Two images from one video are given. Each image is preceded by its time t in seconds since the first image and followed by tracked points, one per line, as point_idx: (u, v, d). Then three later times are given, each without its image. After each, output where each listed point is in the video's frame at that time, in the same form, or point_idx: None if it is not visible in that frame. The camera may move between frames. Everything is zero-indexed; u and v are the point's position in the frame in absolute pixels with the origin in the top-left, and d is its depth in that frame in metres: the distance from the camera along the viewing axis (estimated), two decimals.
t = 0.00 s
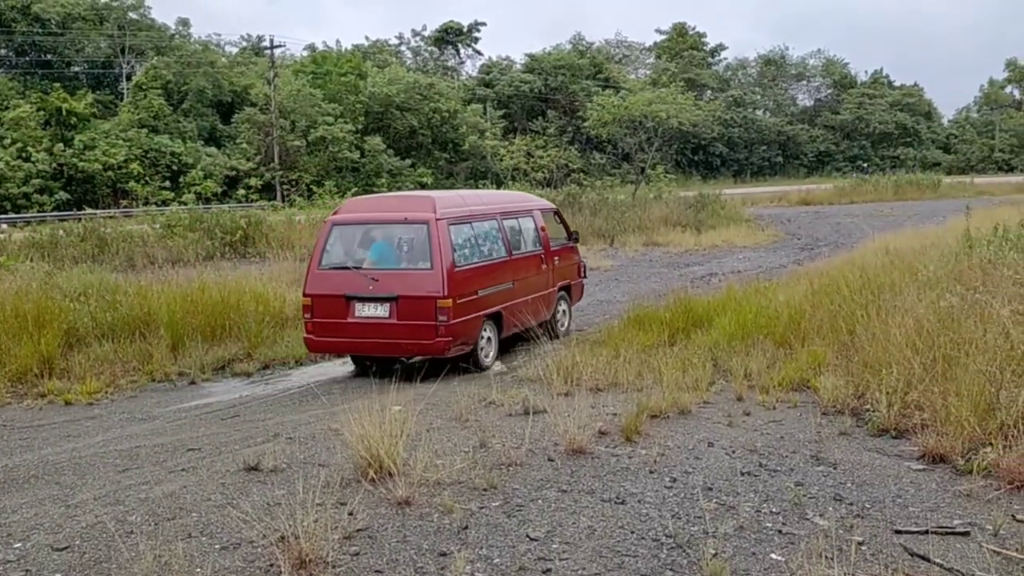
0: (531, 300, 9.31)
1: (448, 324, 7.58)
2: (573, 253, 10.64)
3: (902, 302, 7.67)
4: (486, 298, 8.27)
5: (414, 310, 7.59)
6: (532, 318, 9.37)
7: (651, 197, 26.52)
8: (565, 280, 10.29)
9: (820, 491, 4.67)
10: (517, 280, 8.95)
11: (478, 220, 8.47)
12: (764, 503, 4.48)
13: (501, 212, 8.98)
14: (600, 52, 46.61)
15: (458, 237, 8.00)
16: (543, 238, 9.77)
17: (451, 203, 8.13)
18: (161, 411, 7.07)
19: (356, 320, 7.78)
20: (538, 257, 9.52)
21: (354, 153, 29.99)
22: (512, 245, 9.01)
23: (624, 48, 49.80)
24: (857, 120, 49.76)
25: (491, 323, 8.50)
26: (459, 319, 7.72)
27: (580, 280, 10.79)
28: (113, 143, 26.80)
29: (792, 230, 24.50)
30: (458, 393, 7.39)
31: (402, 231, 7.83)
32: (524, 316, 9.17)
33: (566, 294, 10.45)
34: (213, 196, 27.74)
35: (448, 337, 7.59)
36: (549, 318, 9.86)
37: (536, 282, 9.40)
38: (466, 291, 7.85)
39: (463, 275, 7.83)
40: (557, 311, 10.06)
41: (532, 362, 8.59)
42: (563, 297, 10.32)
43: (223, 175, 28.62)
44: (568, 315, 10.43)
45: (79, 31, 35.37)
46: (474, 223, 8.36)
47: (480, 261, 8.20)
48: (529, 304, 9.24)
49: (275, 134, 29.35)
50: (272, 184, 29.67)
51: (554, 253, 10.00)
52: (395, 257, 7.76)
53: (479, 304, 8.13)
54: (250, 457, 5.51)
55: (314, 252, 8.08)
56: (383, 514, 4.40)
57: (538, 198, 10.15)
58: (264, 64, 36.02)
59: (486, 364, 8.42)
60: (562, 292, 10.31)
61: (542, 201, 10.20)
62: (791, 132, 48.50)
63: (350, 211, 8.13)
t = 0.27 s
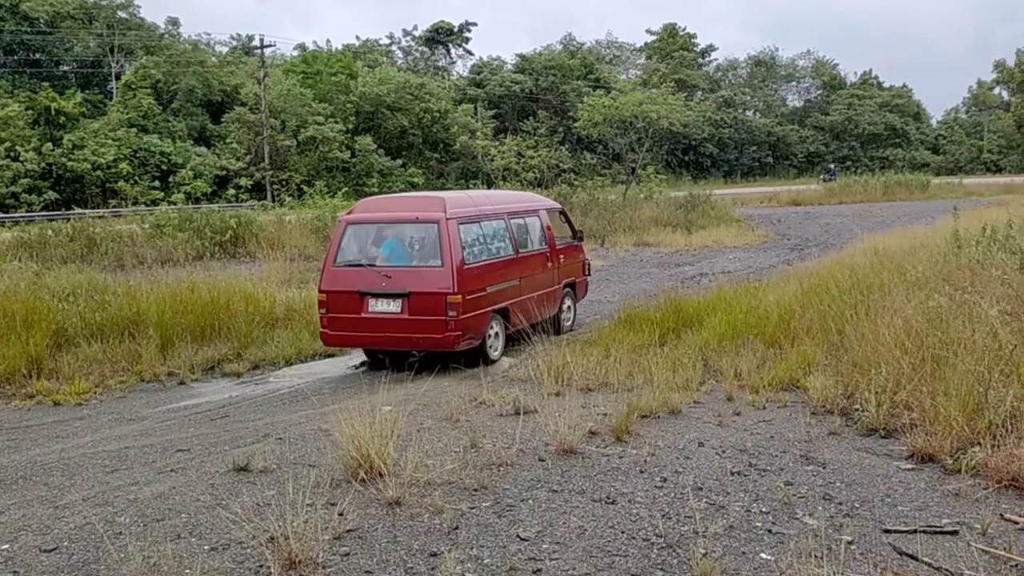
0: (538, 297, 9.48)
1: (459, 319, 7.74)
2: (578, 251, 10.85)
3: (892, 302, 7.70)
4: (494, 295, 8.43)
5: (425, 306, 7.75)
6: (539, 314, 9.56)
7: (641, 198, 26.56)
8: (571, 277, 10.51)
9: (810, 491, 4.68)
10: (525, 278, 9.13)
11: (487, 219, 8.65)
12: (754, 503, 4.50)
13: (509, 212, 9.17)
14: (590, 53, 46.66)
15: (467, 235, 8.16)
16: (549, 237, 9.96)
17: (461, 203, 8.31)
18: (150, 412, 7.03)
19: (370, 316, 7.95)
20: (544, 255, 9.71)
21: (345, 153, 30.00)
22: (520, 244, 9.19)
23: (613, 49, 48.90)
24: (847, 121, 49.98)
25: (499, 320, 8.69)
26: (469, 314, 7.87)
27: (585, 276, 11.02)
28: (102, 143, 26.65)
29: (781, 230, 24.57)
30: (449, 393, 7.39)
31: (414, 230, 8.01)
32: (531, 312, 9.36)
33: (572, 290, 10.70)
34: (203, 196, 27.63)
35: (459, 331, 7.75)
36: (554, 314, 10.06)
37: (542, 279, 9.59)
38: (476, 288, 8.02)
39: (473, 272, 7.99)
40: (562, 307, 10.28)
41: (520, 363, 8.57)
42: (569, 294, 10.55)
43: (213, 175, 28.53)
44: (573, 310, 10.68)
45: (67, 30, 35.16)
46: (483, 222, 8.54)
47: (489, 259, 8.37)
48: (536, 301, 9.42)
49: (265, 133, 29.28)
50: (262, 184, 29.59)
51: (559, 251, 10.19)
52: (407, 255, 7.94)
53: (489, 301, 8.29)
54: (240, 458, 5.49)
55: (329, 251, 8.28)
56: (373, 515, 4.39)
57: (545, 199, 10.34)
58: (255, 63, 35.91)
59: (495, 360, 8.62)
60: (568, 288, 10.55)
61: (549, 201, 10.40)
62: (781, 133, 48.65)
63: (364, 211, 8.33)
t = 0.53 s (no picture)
0: (543, 296, 9.80)
1: (469, 316, 8.06)
2: (583, 252, 11.17)
3: (881, 305, 7.73)
4: (503, 293, 8.76)
5: (438, 302, 8.07)
6: (544, 312, 9.87)
7: (633, 200, 26.59)
8: (577, 277, 10.82)
9: (800, 493, 4.69)
10: (531, 277, 9.45)
11: (497, 221, 8.98)
12: (744, 506, 4.50)
13: (517, 213, 9.49)
14: (582, 56, 46.70)
15: (478, 236, 8.49)
16: (555, 238, 10.28)
17: (472, 205, 8.64)
18: (140, 415, 7.00)
19: (384, 311, 8.26)
20: (550, 256, 10.02)
21: (337, 155, 30.04)
22: (527, 245, 9.50)
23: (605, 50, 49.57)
24: (837, 124, 50.16)
25: (506, 319, 8.98)
26: (479, 311, 8.19)
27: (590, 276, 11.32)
28: (92, 145, 26.51)
29: (772, 233, 24.63)
30: (440, 396, 7.38)
31: (427, 230, 8.33)
32: (537, 310, 9.67)
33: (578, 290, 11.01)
34: (193, 199, 27.49)
35: (468, 327, 8.07)
36: (559, 314, 10.37)
37: (548, 279, 9.91)
38: (485, 287, 8.34)
39: (483, 271, 8.32)
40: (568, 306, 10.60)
41: (509, 366, 8.57)
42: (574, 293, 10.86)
43: (203, 177, 28.39)
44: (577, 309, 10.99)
45: (57, 32, 34.98)
46: (493, 223, 8.86)
47: (498, 258, 8.70)
48: (541, 300, 9.74)
49: (256, 136, 29.17)
50: (252, 186, 29.46)
51: (565, 253, 10.50)
52: (420, 254, 8.25)
53: (497, 299, 8.62)
54: (230, 461, 5.47)
55: (345, 247, 8.58)
56: (363, 518, 4.38)
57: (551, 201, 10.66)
58: (245, 66, 35.79)
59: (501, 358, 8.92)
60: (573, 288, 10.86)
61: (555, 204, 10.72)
62: (771, 136, 48.79)
63: (379, 210, 8.64)
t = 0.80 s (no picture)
0: (550, 300, 10.03)
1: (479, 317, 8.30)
2: (591, 257, 11.40)
3: (872, 312, 7.76)
4: (511, 296, 8.99)
5: (448, 304, 8.32)
6: (550, 315, 10.11)
7: (625, 206, 26.64)
8: (583, 281, 11.07)
9: (792, 499, 4.70)
10: (540, 280, 9.69)
11: (508, 225, 9.22)
12: (736, 512, 4.51)
13: (527, 219, 9.72)
14: (575, 62, 46.79)
15: (489, 240, 8.73)
16: (563, 243, 10.51)
17: (484, 210, 8.87)
18: (131, 421, 6.97)
19: (396, 312, 8.53)
20: (558, 261, 10.25)
21: (330, 161, 30.23)
22: (535, 249, 9.73)
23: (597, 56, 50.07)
24: (829, 131, 50.36)
25: (514, 320, 9.22)
26: (488, 313, 8.44)
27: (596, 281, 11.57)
28: (84, 150, 26.44)
29: (764, 240, 24.70)
30: (431, 402, 7.38)
31: (440, 233, 8.57)
32: (543, 313, 9.90)
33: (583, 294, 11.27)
34: (185, 204, 27.40)
35: (477, 328, 8.32)
36: (565, 316, 10.61)
37: (555, 283, 10.14)
38: (495, 289, 8.59)
39: (493, 274, 8.56)
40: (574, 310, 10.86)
41: (500, 372, 8.57)
42: (580, 297, 11.12)
43: (195, 183, 28.31)
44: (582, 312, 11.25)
45: (49, 37, 34.93)
46: (503, 228, 9.10)
47: (508, 262, 8.94)
48: (548, 303, 9.96)
49: (248, 141, 29.13)
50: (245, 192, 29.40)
51: (573, 257, 10.74)
52: (433, 257, 8.51)
53: (506, 302, 8.86)
54: (222, 468, 5.44)
55: (360, 249, 8.84)
56: (355, 525, 4.37)
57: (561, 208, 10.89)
58: (238, 71, 35.76)
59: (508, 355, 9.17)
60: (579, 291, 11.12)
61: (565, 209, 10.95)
62: (764, 143, 48.95)
63: (395, 213, 8.89)
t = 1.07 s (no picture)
0: (559, 298, 10.33)
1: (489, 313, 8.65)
2: (599, 257, 11.66)
3: (868, 315, 7.78)
4: (521, 293, 9.33)
5: (460, 300, 8.68)
6: (559, 313, 10.40)
7: (622, 209, 26.66)
8: (592, 280, 11.33)
9: (787, 502, 4.71)
10: (549, 279, 10.02)
11: (517, 226, 9.57)
12: (731, 514, 4.51)
13: (535, 220, 10.05)
14: (571, 65, 46.85)
15: (499, 239, 9.08)
16: (571, 243, 10.81)
17: (494, 211, 9.24)
18: (126, 423, 6.96)
19: (409, 309, 8.87)
20: (566, 260, 10.55)
21: (325, 163, 30.15)
22: (544, 249, 10.05)
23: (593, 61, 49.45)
24: (824, 134, 50.45)
25: (522, 317, 9.47)
26: (498, 310, 8.79)
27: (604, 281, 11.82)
28: (79, 152, 26.38)
29: (760, 243, 24.73)
30: (427, 404, 7.38)
31: (451, 233, 8.94)
32: (553, 310, 10.19)
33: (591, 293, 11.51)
34: (181, 207, 27.38)
35: (487, 324, 8.66)
36: (574, 314, 10.88)
37: (564, 282, 10.45)
38: (505, 287, 8.93)
39: (503, 272, 8.92)
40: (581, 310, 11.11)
41: (492, 376, 8.56)
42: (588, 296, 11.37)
43: (191, 185, 28.28)
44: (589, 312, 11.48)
45: (45, 38, 34.91)
46: (513, 228, 9.46)
47: (517, 261, 9.28)
48: (557, 301, 10.27)
49: (244, 143, 29.12)
50: (240, 194, 29.38)
51: (581, 257, 11.03)
52: (445, 256, 8.87)
53: (516, 299, 9.20)
54: (216, 471, 5.42)
55: (375, 249, 9.21)
56: (350, 528, 4.36)
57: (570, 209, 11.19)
58: (234, 73, 35.74)
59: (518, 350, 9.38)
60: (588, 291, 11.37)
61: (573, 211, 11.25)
62: (759, 146, 49.02)
63: (408, 214, 9.27)
